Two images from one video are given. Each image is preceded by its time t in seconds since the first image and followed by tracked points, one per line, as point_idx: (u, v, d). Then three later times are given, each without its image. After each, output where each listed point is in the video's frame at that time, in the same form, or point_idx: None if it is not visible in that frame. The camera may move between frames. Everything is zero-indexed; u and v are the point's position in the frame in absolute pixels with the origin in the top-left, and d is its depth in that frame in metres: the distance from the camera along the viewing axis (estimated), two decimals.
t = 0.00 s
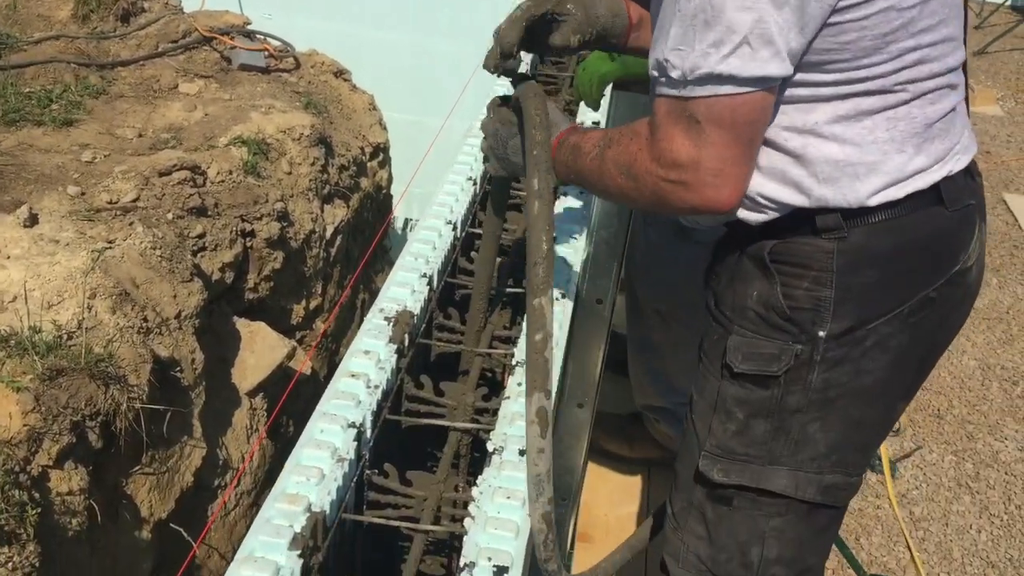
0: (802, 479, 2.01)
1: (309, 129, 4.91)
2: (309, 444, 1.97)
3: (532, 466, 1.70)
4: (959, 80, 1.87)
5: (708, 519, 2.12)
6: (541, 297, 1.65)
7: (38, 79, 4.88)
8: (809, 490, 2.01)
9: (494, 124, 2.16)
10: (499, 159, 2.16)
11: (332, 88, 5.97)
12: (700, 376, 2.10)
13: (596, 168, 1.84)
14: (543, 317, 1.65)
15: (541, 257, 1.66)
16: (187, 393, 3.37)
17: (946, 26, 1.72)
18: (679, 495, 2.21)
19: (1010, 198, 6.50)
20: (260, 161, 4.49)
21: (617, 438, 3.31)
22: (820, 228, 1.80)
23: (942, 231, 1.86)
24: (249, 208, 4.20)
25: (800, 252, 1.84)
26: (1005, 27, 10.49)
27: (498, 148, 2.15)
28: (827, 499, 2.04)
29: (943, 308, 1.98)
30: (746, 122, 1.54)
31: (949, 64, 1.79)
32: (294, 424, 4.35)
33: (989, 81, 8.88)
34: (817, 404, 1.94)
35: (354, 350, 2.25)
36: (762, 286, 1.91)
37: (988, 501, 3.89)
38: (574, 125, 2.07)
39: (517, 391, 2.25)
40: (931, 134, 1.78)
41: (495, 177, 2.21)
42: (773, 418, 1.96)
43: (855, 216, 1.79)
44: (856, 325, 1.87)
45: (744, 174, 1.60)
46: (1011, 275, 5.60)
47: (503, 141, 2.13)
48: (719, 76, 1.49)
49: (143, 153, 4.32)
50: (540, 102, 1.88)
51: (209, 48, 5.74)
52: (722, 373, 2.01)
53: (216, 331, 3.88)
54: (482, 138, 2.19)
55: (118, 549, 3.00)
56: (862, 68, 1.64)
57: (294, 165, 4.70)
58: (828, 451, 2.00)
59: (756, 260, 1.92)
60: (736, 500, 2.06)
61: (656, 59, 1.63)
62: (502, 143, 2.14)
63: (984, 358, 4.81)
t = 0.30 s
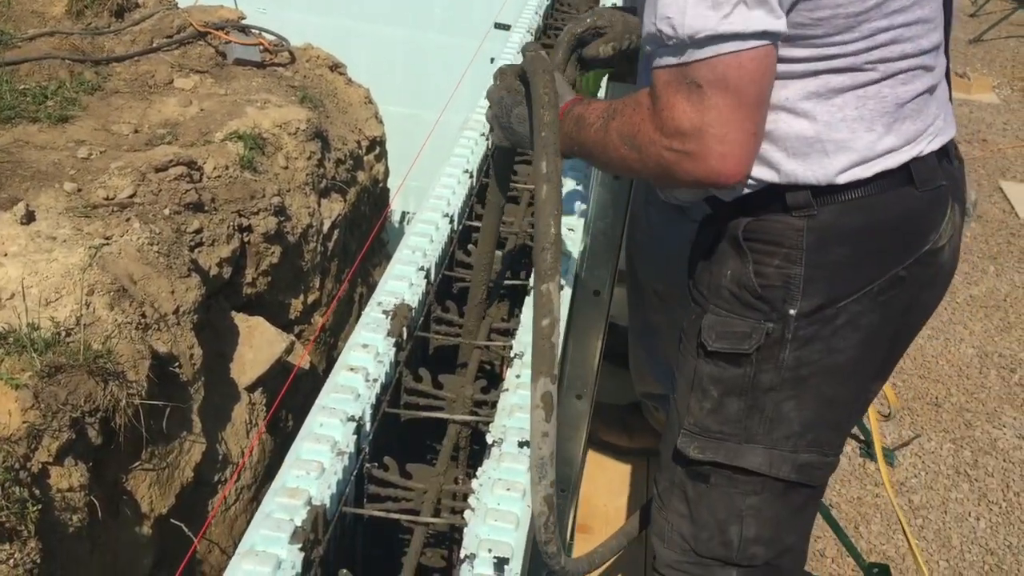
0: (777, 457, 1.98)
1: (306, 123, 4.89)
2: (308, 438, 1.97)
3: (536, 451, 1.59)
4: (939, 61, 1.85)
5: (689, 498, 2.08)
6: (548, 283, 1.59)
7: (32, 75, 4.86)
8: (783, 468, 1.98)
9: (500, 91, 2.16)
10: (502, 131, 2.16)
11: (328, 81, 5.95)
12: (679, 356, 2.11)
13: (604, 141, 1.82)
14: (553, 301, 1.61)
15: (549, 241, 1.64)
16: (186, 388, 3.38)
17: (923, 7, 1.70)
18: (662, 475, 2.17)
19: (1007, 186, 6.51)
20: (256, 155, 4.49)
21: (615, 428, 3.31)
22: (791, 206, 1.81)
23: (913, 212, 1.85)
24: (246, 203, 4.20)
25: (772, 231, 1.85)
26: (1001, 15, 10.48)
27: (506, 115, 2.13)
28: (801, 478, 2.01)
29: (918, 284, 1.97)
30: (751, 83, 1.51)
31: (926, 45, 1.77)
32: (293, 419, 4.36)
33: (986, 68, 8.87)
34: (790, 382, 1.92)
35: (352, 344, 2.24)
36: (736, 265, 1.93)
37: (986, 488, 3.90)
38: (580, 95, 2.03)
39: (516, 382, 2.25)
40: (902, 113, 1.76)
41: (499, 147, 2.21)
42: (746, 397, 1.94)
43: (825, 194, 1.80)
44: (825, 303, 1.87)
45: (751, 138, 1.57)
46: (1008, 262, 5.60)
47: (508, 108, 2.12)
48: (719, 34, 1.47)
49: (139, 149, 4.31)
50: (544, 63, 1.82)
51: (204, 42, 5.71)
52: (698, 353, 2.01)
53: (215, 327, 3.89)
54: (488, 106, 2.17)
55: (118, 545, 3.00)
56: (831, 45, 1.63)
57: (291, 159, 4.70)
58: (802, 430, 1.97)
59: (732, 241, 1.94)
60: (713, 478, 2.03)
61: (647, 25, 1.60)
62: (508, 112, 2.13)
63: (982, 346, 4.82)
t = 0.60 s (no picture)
0: (758, 437, 1.77)
1: (306, 119, 4.90)
2: (311, 431, 1.97)
3: (543, 446, 1.52)
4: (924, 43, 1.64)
5: (673, 477, 1.88)
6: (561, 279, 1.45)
7: (32, 72, 4.86)
8: (765, 449, 1.76)
9: (512, 75, 2.03)
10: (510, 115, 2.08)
11: (327, 77, 5.95)
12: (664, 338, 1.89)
13: (616, 114, 1.62)
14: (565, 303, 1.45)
15: (562, 238, 1.46)
16: (188, 384, 3.38)
17: None
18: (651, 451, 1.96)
19: (1006, 178, 6.52)
20: (256, 152, 4.49)
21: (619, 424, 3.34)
22: (771, 185, 1.60)
23: (896, 197, 1.63)
24: (246, 200, 4.19)
25: (750, 209, 1.64)
26: (1000, 8, 10.50)
27: (516, 101, 2.03)
28: (784, 459, 1.79)
29: (902, 274, 1.75)
30: (778, 32, 1.32)
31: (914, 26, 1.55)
32: (295, 415, 4.36)
33: (985, 61, 8.89)
34: (770, 362, 1.70)
35: (355, 337, 2.24)
36: (717, 245, 1.70)
37: (987, 481, 3.91)
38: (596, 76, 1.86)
39: (518, 375, 2.25)
40: (890, 96, 1.55)
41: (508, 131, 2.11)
42: (727, 375, 1.73)
43: (807, 174, 1.58)
44: (805, 284, 1.65)
45: (779, 96, 1.37)
46: (1008, 255, 5.61)
47: (520, 91, 2.01)
48: None
49: (139, 145, 4.30)
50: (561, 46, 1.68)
51: (204, 39, 5.71)
52: (681, 335, 1.79)
53: (215, 323, 3.89)
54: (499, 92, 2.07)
55: (121, 542, 3.00)
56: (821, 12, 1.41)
57: (291, 156, 4.70)
58: (784, 411, 1.76)
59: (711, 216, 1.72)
60: (694, 457, 1.82)
61: None
62: (521, 94, 2.01)
63: (983, 339, 4.82)
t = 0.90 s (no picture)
0: (753, 434, 1.76)
1: (305, 116, 4.89)
2: (313, 428, 1.97)
3: (559, 428, 1.56)
4: (925, 43, 1.65)
5: (669, 473, 1.88)
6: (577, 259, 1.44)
7: (32, 69, 4.86)
8: (760, 446, 1.76)
9: (518, 52, 1.99)
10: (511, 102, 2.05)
11: (327, 75, 5.95)
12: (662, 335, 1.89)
13: (622, 94, 1.56)
14: (581, 280, 1.46)
15: (579, 216, 1.44)
16: (187, 381, 3.38)
17: None
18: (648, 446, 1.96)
19: (1006, 177, 6.52)
20: (256, 149, 4.49)
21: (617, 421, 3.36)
22: (768, 183, 1.59)
23: (891, 197, 1.62)
24: (246, 197, 4.19)
25: (746, 207, 1.63)
26: (1000, 6, 10.49)
27: (521, 81, 1.98)
28: (778, 457, 1.78)
29: (897, 271, 1.75)
30: (792, 17, 1.29)
31: (917, 26, 1.56)
32: (294, 412, 4.37)
33: (985, 61, 8.88)
34: (767, 359, 1.70)
35: (355, 335, 2.24)
36: (713, 243, 1.69)
37: (986, 480, 3.91)
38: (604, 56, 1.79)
39: (519, 372, 2.26)
40: (888, 96, 1.55)
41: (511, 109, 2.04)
42: (724, 373, 1.73)
43: (801, 171, 1.57)
44: (801, 282, 1.64)
45: (787, 84, 1.33)
46: (1007, 254, 5.61)
47: (526, 67, 1.95)
48: None
49: (139, 143, 4.31)
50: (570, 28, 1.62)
51: (204, 36, 5.71)
52: (677, 331, 1.81)
53: (216, 320, 3.89)
54: (503, 66, 2.01)
55: (121, 539, 3.00)
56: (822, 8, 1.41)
57: (290, 153, 4.70)
58: (779, 408, 1.75)
59: (707, 216, 1.72)
60: (690, 454, 1.83)
61: None
62: (526, 71, 1.95)
63: (982, 338, 4.83)
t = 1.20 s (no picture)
0: (758, 442, 1.76)
1: (307, 121, 4.89)
2: (314, 433, 1.97)
3: (553, 424, 1.55)
4: (930, 50, 1.65)
5: (673, 481, 1.88)
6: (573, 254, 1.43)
7: (33, 72, 4.87)
8: (765, 454, 1.75)
9: (522, 40, 1.95)
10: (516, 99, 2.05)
11: (329, 80, 5.96)
12: (664, 342, 1.88)
13: (630, 85, 1.51)
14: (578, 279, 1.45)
15: (577, 211, 1.43)
16: (187, 386, 3.38)
17: None
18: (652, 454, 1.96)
19: (1006, 186, 6.52)
20: (257, 154, 4.49)
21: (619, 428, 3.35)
22: (771, 189, 1.58)
23: (894, 204, 1.62)
24: (246, 202, 4.20)
25: (749, 214, 1.63)
26: (1000, 15, 10.52)
27: (524, 69, 1.96)
28: (783, 465, 1.78)
29: (901, 278, 1.75)
30: (806, 11, 1.25)
31: (924, 32, 1.56)
32: (294, 417, 4.37)
33: (985, 69, 8.89)
34: (772, 366, 1.70)
35: (357, 340, 2.24)
36: (716, 250, 1.69)
37: (986, 488, 3.91)
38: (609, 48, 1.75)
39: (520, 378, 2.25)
40: (893, 100, 1.55)
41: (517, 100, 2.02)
42: (728, 381, 1.72)
43: (805, 176, 1.57)
44: (805, 289, 1.63)
45: (800, 80, 1.28)
46: (1008, 262, 5.61)
47: (531, 56, 1.94)
48: None
49: (140, 146, 4.31)
50: (575, 19, 1.59)
51: (205, 40, 5.72)
52: (680, 339, 1.79)
53: (216, 324, 3.89)
54: (507, 55, 1.99)
55: (120, 543, 2.99)
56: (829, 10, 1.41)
57: (292, 158, 4.70)
58: (784, 416, 1.75)
59: (710, 223, 1.71)
60: (695, 462, 1.82)
61: None
62: (530, 61, 1.95)
63: (982, 346, 4.82)
